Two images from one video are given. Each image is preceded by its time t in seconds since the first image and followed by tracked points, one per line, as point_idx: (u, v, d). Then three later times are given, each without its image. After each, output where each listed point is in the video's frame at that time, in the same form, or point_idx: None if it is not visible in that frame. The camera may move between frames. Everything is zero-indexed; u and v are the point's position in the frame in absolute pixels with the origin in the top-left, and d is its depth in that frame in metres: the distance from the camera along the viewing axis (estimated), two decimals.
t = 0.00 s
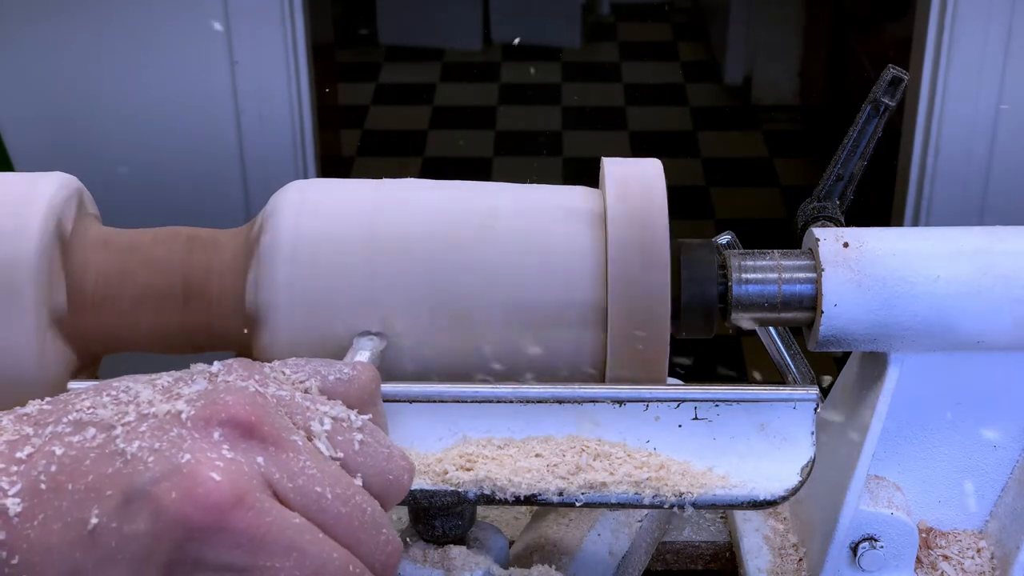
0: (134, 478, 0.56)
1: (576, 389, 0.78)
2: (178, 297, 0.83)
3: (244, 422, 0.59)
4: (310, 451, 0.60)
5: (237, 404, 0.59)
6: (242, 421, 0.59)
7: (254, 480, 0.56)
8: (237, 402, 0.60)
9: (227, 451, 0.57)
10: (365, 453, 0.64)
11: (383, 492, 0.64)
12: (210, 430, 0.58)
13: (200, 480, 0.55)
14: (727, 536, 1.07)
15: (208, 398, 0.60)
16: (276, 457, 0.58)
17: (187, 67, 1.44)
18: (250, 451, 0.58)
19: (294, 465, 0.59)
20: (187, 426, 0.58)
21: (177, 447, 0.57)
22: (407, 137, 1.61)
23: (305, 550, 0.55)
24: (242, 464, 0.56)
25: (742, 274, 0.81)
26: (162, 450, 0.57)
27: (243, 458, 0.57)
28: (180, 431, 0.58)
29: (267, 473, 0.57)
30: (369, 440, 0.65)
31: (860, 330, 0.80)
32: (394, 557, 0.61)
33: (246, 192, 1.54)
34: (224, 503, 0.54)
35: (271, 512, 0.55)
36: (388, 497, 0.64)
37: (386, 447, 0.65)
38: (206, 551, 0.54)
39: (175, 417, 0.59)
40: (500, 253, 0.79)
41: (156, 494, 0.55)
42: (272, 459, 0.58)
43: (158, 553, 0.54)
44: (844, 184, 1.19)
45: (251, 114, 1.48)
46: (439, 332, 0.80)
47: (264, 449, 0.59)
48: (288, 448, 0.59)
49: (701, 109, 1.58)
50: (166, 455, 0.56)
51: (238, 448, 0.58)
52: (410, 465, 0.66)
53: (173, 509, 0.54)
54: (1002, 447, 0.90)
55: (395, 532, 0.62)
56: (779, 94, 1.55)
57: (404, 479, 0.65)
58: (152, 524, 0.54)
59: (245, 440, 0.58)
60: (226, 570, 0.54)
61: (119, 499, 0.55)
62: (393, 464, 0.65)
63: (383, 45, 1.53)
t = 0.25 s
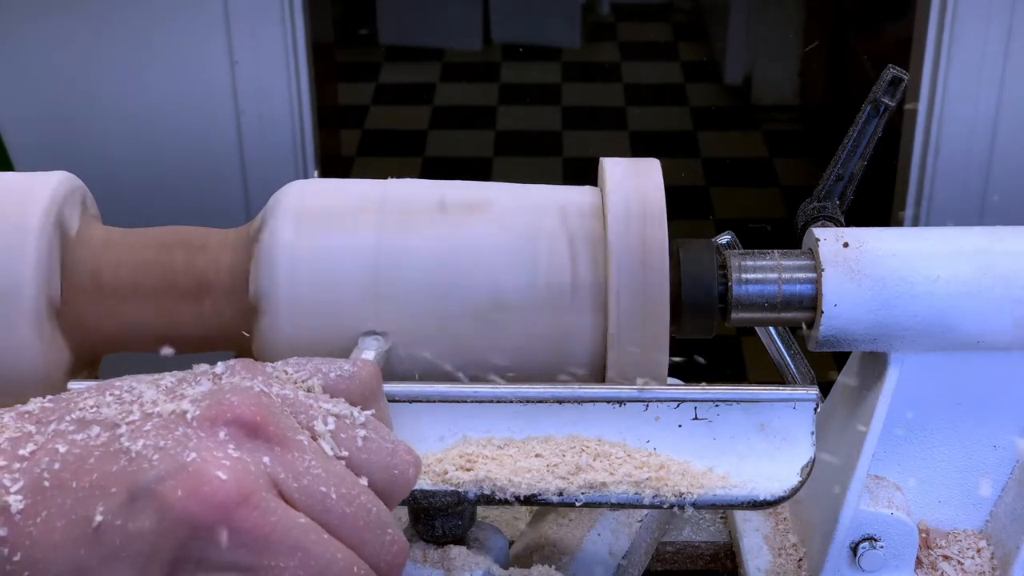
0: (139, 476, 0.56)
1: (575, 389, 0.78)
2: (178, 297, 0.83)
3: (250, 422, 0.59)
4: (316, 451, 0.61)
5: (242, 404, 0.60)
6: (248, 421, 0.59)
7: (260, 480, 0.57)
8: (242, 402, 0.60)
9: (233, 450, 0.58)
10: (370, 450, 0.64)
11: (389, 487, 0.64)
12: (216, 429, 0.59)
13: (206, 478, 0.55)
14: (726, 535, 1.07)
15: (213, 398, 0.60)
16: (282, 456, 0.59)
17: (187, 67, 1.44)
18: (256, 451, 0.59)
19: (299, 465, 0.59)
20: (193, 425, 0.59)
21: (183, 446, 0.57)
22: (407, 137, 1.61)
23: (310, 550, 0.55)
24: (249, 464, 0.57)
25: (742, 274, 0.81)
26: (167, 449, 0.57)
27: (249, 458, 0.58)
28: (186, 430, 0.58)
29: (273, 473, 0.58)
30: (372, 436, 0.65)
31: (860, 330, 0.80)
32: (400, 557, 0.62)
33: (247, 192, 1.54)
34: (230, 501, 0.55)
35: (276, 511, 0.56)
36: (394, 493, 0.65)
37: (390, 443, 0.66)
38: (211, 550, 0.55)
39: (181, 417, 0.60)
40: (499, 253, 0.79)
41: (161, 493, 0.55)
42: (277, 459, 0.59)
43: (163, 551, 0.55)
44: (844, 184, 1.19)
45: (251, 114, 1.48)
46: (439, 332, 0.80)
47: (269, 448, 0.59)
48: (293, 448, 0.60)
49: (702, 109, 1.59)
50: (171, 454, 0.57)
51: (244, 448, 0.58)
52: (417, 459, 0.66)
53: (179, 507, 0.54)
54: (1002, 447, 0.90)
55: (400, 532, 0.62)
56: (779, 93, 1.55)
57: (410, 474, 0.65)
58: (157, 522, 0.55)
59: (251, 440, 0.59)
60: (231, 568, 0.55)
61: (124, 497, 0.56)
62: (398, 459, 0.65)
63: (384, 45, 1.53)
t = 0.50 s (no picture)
0: (144, 476, 0.56)
1: (575, 389, 0.78)
2: (176, 297, 0.83)
3: (255, 422, 0.60)
4: (321, 450, 0.62)
5: (247, 405, 0.61)
6: (253, 422, 0.60)
7: (266, 479, 0.58)
8: (247, 403, 0.61)
9: (239, 450, 0.58)
10: (375, 446, 0.65)
11: (396, 480, 0.65)
12: (221, 430, 0.59)
13: (212, 478, 0.56)
14: (727, 535, 1.07)
15: (218, 399, 0.61)
16: (287, 456, 0.60)
17: (187, 67, 1.44)
18: (261, 451, 0.59)
19: (304, 464, 0.60)
20: (198, 426, 0.59)
21: (188, 446, 0.57)
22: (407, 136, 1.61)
23: (316, 549, 0.56)
24: (254, 463, 0.58)
25: (742, 274, 0.81)
26: (173, 449, 0.57)
27: (254, 457, 0.58)
28: (191, 431, 0.59)
29: (278, 473, 0.59)
30: (375, 429, 0.66)
31: (860, 330, 0.80)
32: (407, 554, 0.62)
33: (247, 192, 1.54)
34: (236, 500, 0.55)
35: (282, 510, 0.56)
36: (401, 487, 0.65)
37: (394, 437, 0.66)
38: (217, 549, 0.55)
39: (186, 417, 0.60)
40: (499, 253, 0.79)
41: (167, 492, 0.55)
42: (283, 459, 0.60)
43: (168, 550, 0.55)
44: (844, 184, 1.19)
45: (251, 114, 1.48)
46: (438, 331, 0.80)
47: (274, 448, 0.60)
48: (298, 447, 0.61)
49: (701, 109, 1.58)
50: (177, 454, 0.57)
51: (250, 448, 0.59)
52: (423, 451, 0.67)
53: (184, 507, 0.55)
54: (1002, 447, 0.90)
55: (406, 530, 0.63)
56: (780, 94, 1.54)
57: (416, 466, 0.66)
58: (163, 522, 0.55)
59: (256, 440, 0.60)
60: (236, 567, 0.55)
61: (129, 496, 0.56)
62: (403, 450, 0.66)
63: (384, 45, 1.53)
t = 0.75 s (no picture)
0: (152, 475, 0.56)
1: (575, 389, 0.77)
2: (177, 297, 0.83)
3: (263, 422, 0.60)
4: (329, 450, 0.62)
5: (255, 405, 0.61)
6: (261, 422, 0.60)
7: (274, 479, 0.58)
8: (254, 403, 0.61)
9: (247, 450, 0.59)
10: (381, 445, 0.65)
11: (403, 478, 0.65)
12: (230, 431, 0.60)
13: (221, 477, 0.56)
14: (727, 535, 1.07)
15: (225, 400, 0.61)
16: (295, 457, 0.60)
17: (188, 67, 1.44)
18: (269, 451, 0.60)
19: (312, 464, 0.60)
20: (206, 426, 0.60)
21: (196, 446, 0.58)
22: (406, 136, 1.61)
23: (324, 549, 0.56)
24: (262, 463, 0.58)
25: (742, 274, 0.81)
26: (181, 449, 0.58)
27: (262, 458, 0.59)
28: (199, 431, 0.59)
29: (286, 473, 0.59)
30: (382, 429, 0.66)
31: (860, 331, 0.80)
32: (415, 554, 0.62)
33: (247, 192, 1.54)
34: (244, 500, 0.55)
35: (290, 510, 0.56)
36: (408, 485, 0.66)
37: (400, 435, 0.67)
38: (226, 549, 0.56)
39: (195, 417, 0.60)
40: (499, 253, 0.79)
41: (175, 492, 0.56)
42: (291, 459, 0.60)
43: (176, 549, 0.55)
44: (844, 184, 1.19)
45: (251, 113, 1.48)
46: (438, 332, 0.79)
47: (283, 448, 0.60)
48: (306, 448, 0.61)
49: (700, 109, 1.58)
50: (185, 454, 0.57)
51: (258, 448, 0.59)
52: (430, 448, 0.68)
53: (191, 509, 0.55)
54: (1002, 447, 0.90)
55: (415, 530, 0.63)
56: (780, 94, 1.54)
57: (423, 463, 0.66)
58: (171, 521, 0.55)
59: (264, 440, 0.60)
60: (245, 568, 0.56)
61: (137, 496, 0.56)
62: (410, 448, 0.66)
63: (384, 45, 1.53)
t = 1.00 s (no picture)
0: (155, 475, 0.56)
1: (575, 389, 0.78)
2: (177, 298, 0.83)
3: (265, 422, 0.61)
4: (331, 451, 0.62)
5: (257, 406, 0.61)
6: (263, 422, 0.60)
7: (277, 479, 0.58)
8: (257, 404, 0.61)
9: (250, 451, 0.59)
10: (382, 444, 0.65)
11: (405, 478, 0.65)
12: (232, 431, 0.60)
13: (224, 477, 0.56)
14: (727, 536, 1.07)
15: (228, 400, 0.62)
16: (298, 457, 0.60)
17: (187, 67, 1.44)
18: (272, 452, 0.60)
19: (315, 464, 0.60)
20: (208, 427, 0.60)
21: (198, 446, 0.58)
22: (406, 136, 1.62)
23: (327, 549, 0.56)
24: (265, 463, 0.58)
25: (742, 274, 0.81)
26: (184, 449, 0.58)
27: (265, 458, 0.59)
28: (201, 432, 0.59)
29: (290, 473, 0.59)
30: (384, 428, 0.66)
31: (860, 331, 0.80)
32: (419, 553, 0.63)
33: (247, 191, 1.54)
34: (247, 500, 0.56)
35: (293, 511, 0.57)
36: (411, 483, 0.66)
37: (402, 434, 0.67)
38: (228, 549, 0.55)
39: (197, 417, 0.60)
40: (501, 254, 0.79)
41: (178, 492, 0.56)
42: (293, 459, 0.60)
43: (179, 548, 0.55)
44: (844, 184, 1.19)
45: (251, 113, 1.48)
46: (439, 331, 0.80)
47: (285, 448, 0.60)
48: (309, 447, 0.61)
49: (701, 109, 1.59)
50: (188, 454, 0.57)
51: (260, 448, 0.59)
52: (432, 446, 0.67)
53: (186, 512, 0.55)
54: (1002, 447, 0.90)
55: (417, 529, 0.63)
56: (779, 93, 1.54)
57: (426, 462, 0.66)
58: (174, 521, 0.55)
59: (267, 440, 0.60)
60: (247, 568, 0.55)
61: (139, 496, 0.56)
62: (412, 448, 0.66)
63: (384, 45, 1.53)
